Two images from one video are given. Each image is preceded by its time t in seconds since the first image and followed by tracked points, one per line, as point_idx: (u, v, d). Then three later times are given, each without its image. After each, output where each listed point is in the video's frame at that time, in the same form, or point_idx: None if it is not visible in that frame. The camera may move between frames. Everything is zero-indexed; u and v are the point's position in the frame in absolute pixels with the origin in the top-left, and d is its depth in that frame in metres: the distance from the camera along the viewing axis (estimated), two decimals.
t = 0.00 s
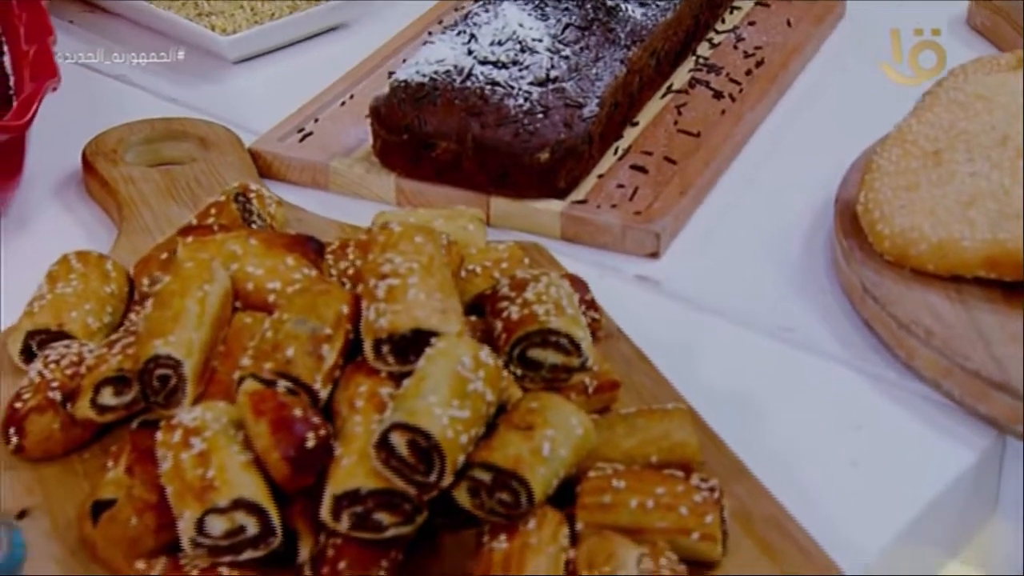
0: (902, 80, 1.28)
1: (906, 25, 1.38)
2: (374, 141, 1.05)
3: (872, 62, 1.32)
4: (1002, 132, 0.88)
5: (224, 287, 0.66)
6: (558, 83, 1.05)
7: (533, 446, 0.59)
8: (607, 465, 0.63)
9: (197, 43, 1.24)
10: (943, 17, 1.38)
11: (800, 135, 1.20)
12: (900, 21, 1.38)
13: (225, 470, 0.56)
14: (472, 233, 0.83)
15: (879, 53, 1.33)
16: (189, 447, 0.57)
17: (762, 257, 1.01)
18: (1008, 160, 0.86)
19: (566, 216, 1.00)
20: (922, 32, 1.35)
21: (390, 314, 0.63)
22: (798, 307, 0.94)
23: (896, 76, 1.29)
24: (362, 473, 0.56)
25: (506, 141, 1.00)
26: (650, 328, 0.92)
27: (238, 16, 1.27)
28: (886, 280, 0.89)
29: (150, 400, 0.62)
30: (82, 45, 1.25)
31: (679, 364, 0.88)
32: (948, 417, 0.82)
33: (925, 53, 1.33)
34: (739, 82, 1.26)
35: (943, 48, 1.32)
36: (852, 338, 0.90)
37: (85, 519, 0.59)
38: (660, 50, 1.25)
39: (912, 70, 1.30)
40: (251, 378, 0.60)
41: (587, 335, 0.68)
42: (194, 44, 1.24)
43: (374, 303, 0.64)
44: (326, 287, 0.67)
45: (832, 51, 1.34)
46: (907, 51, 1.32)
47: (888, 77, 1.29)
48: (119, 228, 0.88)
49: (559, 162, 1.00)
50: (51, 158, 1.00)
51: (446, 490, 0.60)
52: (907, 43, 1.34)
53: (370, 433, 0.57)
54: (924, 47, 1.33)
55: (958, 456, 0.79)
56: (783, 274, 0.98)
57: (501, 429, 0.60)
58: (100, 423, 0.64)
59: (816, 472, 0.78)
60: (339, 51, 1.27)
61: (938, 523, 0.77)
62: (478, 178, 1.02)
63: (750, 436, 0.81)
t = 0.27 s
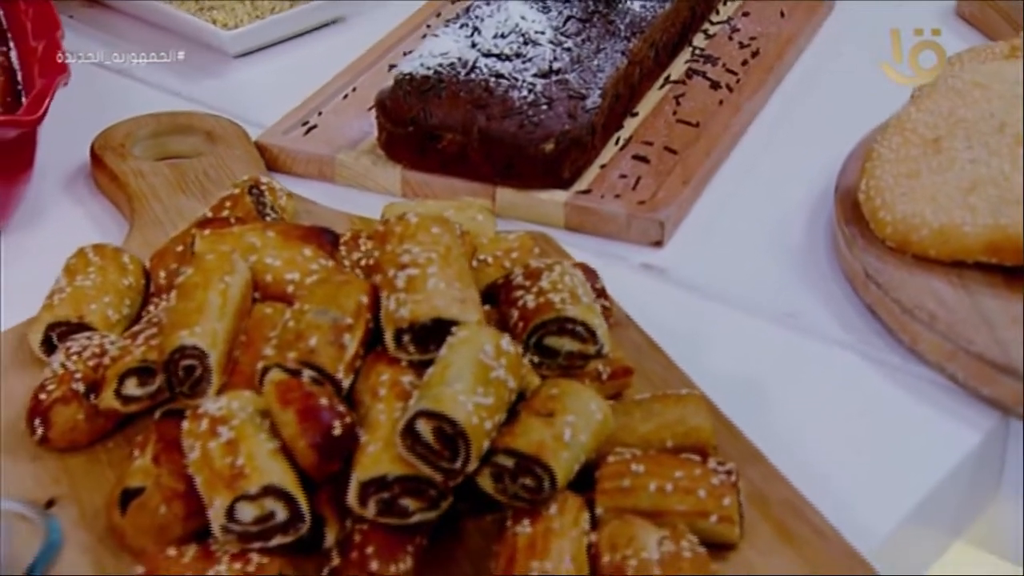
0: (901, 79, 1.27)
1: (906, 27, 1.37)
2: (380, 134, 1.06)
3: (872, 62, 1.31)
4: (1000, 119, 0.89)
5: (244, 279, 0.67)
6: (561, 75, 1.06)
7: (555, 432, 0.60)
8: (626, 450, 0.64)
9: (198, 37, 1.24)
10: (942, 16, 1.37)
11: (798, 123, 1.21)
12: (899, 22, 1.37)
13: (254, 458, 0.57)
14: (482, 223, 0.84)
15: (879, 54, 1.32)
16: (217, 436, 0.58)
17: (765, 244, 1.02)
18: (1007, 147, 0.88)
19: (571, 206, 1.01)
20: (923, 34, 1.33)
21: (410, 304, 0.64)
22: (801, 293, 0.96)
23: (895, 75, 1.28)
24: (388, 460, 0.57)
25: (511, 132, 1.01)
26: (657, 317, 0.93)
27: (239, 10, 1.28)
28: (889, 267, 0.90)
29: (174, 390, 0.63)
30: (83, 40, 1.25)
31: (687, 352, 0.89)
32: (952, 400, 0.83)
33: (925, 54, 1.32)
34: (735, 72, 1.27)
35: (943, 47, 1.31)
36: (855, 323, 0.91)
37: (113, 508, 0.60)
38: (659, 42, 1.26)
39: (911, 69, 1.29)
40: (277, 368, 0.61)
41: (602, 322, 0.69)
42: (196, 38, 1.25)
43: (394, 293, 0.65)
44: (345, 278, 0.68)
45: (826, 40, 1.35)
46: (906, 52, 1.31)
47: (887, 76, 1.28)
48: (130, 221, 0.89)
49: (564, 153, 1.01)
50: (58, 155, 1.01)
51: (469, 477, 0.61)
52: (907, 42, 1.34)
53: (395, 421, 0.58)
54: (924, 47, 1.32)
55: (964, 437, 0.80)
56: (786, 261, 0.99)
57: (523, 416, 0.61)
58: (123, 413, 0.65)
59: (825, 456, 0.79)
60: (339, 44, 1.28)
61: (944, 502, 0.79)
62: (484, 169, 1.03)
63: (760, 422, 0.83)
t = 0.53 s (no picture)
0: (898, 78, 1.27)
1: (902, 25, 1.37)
2: (384, 126, 1.07)
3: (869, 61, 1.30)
4: (997, 107, 0.89)
5: (264, 270, 0.68)
6: (564, 67, 1.07)
7: (575, 417, 0.61)
8: (642, 435, 0.65)
9: (199, 31, 1.25)
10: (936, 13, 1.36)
11: (794, 112, 1.22)
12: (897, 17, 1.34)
13: (281, 446, 0.57)
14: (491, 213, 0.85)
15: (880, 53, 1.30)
16: (244, 425, 0.59)
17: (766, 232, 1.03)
18: (1004, 135, 0.88)
19: (575, 196, 1.02)
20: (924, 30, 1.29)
21: (430, 293, 0.65)
22: (804, 279, 0.97)
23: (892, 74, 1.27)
24: (414, 447, 0.58)
25: (516, 124, 1.02)
26: (663, 304, 0.94)
27: (240, 5, 1.29)
28: (890, 253, 0.91)
29: (198, 380, 0.63)
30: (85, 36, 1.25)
31: (694, 338, 0.91)
32: (955, 383, 0.85)
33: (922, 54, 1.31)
34: (731, 63, 1.28)
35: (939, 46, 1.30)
36: (858, 308, 0.93)
37: (141, 496, 0.61)
38: (656, 33, 1.27)
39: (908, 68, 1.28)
40: (302, 357, 0.62)
41: (616, 310, 0.70)
42: (197, 33, 1.25)
43: (413, 283, 0.66)
44: (363, 268, 0.68)
45: (819, 28, 1.36)
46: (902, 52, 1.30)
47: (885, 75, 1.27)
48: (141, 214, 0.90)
49: (568, 144, 1.02)
50: (66, 148, 1.02)
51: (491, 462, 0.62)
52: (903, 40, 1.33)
53: (419, 409, 0.59)
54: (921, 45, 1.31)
55: (967, 418, 0.82)
56: (788, 247, 1.01)
57: (542, 402, 0.62)
58: (144, 403, 0.66)
59: (833, 439, 0.81)
60: (340, 37, 1.28)
61: (949, 483, 0.80)
62: (488, 160, 1.04)
63: (767, 406, 0.84)
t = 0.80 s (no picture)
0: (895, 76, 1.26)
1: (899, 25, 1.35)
2: (390, 120, 1.08)
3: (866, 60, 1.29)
4: (996, 96, 0.90)
5: (282, 263, 0.68)
6: (567, 60, 1.07)
7: (593, 405, 0.62)
8: (658, 422, 0.66)
9: (201, 26, 1.25)
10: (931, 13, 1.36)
11: (792, 102, 1.23)
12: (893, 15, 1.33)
13: (306, 436, 0.58)
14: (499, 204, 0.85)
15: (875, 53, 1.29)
16: (267, 415, 0.60)
17: (769, 221, 1.04)
18: (1004, 124, 0.88)
19: (579, 187, 1.03)
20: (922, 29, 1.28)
21: (447, 284, 0.66)
22: (807, 267, 0.98)
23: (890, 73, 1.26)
24: (436, 436, 0.59)
25: (521, 116, 1.03)
26: (669, 293, 0.95)
27: None
28: (892, 241, 0.93)
29: (220, 371, 0.64)
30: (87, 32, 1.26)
31: (701, 326, 0.92)
32: (958, 368, 0.86)
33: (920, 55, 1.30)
34: (728, 54, 1.29)
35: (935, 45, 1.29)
36: (860, 295, 0.94)
37: (166, 487, 0.62)
38: (655, 26, 1.28)
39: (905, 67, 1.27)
40: (323, 348, 0.63)
41: (629, 300, 0.71)
42: (199, 28, 1.26)
43: (430, 274, 0.67)
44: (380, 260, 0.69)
45: (814, 20, 1.37)
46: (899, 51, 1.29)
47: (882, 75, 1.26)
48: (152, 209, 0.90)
49: (572, 136, 1.03)
50: (75, 143, 1.03)
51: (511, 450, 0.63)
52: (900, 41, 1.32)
53: (439, 397, 0.60)
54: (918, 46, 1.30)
55: (972, 403, 0.83)
56: (790, 236, 1.02)
57: (559, 389, 0.63)
58: (165, 393, 0.67)
59: (840, 425, 0.82)
60: (341, 31, 1.29)
61: (955, 467, 0.81)
62: (494, 152, 1.05)
63: (775, 393, 0.85)
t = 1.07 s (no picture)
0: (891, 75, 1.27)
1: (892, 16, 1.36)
2: (393, 114, 1.09)
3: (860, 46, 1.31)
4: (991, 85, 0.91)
5: (300, 255, 0.69)
6: (568, 53, 1.09)
7: (610, 392, 0.63)
8: (671, 408, 0.67)
9: (202, 22, 1.26)
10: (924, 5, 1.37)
11: (788, 89, 1.24)
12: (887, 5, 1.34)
13: (331, 424, 0.59)
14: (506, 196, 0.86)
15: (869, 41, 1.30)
16: (292, 404, 0.61)
17: (768, 210, 1.05)
18: (998, 113, 0.90)
19: (582, 177, 1.04)
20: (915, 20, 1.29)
21: (465, 275, 0.67)
22: (807, 254, 0.99)
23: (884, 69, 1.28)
24: (459, 423, 0.60)
25: (524, 109, 1.04)
26: (673, 282, 0.97)
27: None
28: (891, 228, 0.94)
29: (243, 361, 0.66)
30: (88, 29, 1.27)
31: (705, 315, 0.93)
32: (959, 352, 0.88)
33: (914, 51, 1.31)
34: (723, 47, 1.30)
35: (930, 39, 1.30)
36: (861, 282, 0.95)
37: (192, 477, 0.63)
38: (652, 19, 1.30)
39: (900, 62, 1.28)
40: (345, 339, 0.65)
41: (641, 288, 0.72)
42: (199, 23, 1.26)
43: (446, 264, 0.68)
44: (395, 252, 0.70)
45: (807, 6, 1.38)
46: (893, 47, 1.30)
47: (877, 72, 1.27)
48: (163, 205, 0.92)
49: (575, 127, 1.04)
50: (81, 137, 1.04)
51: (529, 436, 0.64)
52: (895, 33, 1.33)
53: (460, 385, 0.61)
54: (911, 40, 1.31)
55: (974, 386, 0.85)
56: (790, 224, 1.03)
57: (577, 377, 0.64)
58: (186, 384, 0.68)
59: (845, 410, 0.84)
60: (340, 25, 1.30)
61: (959, 449, 0.83)
62: (497, 144, 1.06)
63: (780, 379, 0.87)
